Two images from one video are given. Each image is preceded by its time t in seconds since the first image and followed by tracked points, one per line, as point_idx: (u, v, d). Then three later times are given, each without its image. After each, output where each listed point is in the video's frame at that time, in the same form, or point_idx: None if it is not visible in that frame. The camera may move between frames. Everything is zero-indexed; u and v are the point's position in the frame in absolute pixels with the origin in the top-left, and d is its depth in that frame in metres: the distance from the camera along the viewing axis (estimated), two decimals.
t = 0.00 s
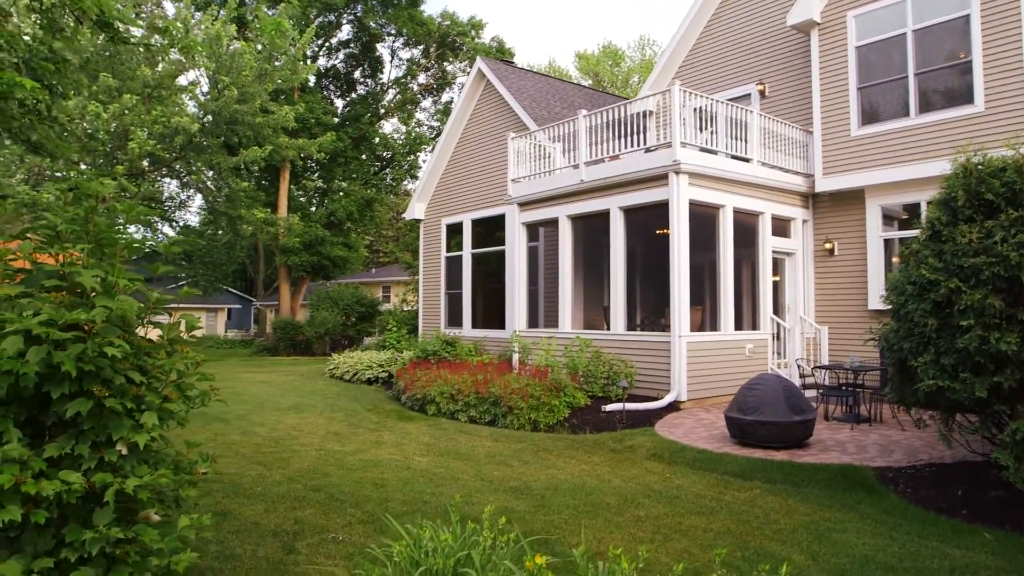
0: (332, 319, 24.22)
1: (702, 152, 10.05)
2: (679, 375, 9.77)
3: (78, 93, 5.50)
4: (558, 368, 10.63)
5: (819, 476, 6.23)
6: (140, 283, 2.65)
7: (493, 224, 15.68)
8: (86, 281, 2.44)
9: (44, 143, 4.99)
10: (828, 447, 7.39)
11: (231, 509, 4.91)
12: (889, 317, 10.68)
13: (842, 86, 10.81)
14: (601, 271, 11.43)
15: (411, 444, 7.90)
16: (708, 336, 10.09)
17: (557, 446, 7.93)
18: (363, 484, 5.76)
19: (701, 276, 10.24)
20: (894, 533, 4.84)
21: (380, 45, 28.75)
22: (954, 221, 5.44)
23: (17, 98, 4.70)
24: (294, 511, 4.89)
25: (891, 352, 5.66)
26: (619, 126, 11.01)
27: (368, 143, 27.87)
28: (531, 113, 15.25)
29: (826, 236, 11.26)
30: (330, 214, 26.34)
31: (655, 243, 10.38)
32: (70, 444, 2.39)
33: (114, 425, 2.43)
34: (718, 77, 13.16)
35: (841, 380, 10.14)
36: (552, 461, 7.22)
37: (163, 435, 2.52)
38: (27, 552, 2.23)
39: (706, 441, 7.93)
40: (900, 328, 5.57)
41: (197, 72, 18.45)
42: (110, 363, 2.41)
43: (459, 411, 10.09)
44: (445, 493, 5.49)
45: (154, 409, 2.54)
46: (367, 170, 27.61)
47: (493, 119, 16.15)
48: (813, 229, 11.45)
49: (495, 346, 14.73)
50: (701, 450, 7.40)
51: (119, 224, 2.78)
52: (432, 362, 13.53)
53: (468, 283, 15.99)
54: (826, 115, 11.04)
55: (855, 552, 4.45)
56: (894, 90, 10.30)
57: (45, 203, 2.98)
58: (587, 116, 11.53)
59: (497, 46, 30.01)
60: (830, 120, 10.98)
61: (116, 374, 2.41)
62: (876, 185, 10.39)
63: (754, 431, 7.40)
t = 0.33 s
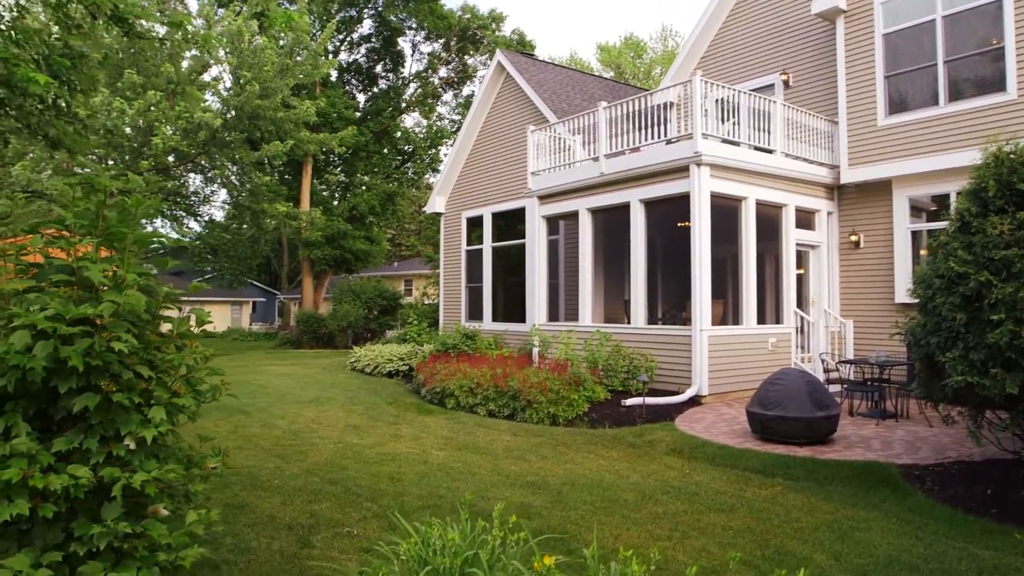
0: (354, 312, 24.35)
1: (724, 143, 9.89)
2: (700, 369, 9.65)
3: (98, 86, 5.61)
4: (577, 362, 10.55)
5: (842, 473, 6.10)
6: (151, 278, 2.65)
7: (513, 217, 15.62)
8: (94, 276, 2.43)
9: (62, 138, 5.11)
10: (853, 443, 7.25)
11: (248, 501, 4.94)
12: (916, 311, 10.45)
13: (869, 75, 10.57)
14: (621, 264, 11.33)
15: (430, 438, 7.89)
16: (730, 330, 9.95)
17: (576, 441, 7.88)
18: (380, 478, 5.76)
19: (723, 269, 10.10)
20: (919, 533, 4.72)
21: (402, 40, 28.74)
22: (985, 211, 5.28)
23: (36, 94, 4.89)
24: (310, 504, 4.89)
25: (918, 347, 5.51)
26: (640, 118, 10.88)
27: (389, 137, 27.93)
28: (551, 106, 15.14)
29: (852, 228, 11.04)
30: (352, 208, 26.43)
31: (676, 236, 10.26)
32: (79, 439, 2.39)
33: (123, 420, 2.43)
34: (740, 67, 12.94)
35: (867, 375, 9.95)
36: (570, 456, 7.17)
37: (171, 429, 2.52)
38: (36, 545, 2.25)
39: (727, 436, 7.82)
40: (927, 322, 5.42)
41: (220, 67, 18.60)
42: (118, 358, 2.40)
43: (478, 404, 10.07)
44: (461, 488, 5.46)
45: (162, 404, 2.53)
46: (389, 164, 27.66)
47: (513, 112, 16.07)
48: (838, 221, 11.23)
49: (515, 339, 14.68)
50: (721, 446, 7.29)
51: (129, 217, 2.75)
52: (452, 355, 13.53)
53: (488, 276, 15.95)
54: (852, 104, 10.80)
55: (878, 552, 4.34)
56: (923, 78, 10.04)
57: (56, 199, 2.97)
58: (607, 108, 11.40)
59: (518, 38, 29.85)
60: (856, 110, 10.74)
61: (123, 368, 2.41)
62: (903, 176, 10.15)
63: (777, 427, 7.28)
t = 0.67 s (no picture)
0: (377, 306, 24.46)
1: (746, 135, 9.72)
2: (722, 364, 9.53)
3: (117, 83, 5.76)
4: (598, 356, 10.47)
5: (867, 472, 5.97)
6: (160, 274, 2.63)
7: (533, 211, 15.55)
8: (100, 271, 2.41)
9: (80, 135, 5.20)
10: (878, 441, 7.09)
11: (264, 496, 4.95)
12: (945, 305, 10.20)
13: (896, 64, 10.32)
14: (642, 258, 11.22)
15: (449, 433, 7.88)
16: (752, 325, 9.80)
17: (595, 437, 7.81)
18: (397, 473, 5.75)
19: (745, 263, 9.95)
20: (947, 534, 4.58)
21: (423, 35, 28.77)
22: (1017, 203, 5.10)
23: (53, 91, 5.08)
24: (325, 499, 4.90)
25: (947, 343, 5.36)
26: (661, 110, 10.73)
27: (411, 132, 27.98)
28: (572, 99, 15.03)
29: (879, 221, 10.81)
30: (374, 203, 26.50)
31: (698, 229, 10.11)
32: (86, 435, 2.39)
33: (130, 416, 2.42)
34: (764, 58, 12.71)
35: (894, 371, 9.73)
36: (589, 452, 7.10)
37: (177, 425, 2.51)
38: (46, 540, 2.26)
39: (749, 433, 7.70)
40: (956, 317, 5.26)
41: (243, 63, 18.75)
42: (125, 355, 2.39)
43: (497, 399, 10.04)
44: (478, 484, 5.43)
45: (171, 400, 2.53)
46: (411, 159, 27.71)
47: (534, 105, 15.99)
48: (865, 213, 11.00)
49: (536, 334, 14.62)
50: (743, 442, 7.19)
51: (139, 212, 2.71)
52: (472, 350, 13.51)
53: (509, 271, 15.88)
54: (878, 94, 10.55)
55: (904, 554, 4.23)
56: (953, 66, 9.78)
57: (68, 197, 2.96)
58: (628, 100, 11.27)
59: (539, 32, 29.69)
60: (883, 100, 10.49)
61: (130, 365, 2.39)
62: (931, 167, 9.90)
63: (801, 424, 7.15)
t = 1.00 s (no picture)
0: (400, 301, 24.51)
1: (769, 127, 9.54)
2: (745, 361, 9.39)
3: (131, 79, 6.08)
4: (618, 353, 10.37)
5: (893, 472, 5.83)
6: (168, 270, 2.63)
7: (553, 206, 15.46)
8: (105, 267, 2.41)
9: (95, 130, 5.82)
10: (905, 440, 6.92)
11: (279, 491, 4.96)
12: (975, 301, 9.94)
13: (925, 54, 10.06)
14: (663, 253, 11.09)
15: (467, 429, 7.85)
16: (776, 321, 9.64)
17: (614, 434, 7.73)
18: (413, 469, 5.72)
19: (769, 257, 9.78)
20: (976, 537, 4.44)
21: (445, 30, 28.76)
22: None
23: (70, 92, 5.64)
24: (339, 495, 4.89)
25: (977, 340, 5.20)
26: (683, 103, 10.58)
27: (433, 128, 27.99)
28: (593, 92, 14.91)
29: (907, 215, 10.56)
30: (396, 198, 26.57)
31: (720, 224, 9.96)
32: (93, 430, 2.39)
33: (135, 412, 2.41)
34: (788, 49, 12.49)
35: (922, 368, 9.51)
36: (608, 449, 7.03)
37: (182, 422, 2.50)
38: (52, 535, 2.28)
39: (772, 431, 7.57)
40: (986, 314, 5.10)
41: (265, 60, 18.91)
42: (130, 351, 2.39)
43: (516, 395, 9.99)
44: (494, 481, 5.39)
45: (176, 396, 2.52)
46: (433, 155, 27.73)
47: (554, 99, 15.89)
48: (893, 207, 10.75)
49: (556, 329, 14.54)
50: (765, 440, 7.07)
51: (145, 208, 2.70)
52: (492, 345, 13.48)
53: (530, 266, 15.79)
54: (907, 85, 10.30)
55: (930, 557, 4.11)
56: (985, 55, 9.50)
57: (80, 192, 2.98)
58: (648, 93, 11.13)
59: (562, 26, 29.49)
60: (912, 90, 10.23)
61: (135, 361, 2.39)
62: (961, 159, 9.64)
63: (824, 422, 7.01)
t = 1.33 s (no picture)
0: (423, 297, 24.60)
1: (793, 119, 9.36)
2: (768, 358, 9.25)
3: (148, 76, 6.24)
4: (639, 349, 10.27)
5: (919, 472, 5.69)
6: (175, 265, 2.63)
7: (574, 201, 15.37)
8: (110, 262, 2.41)
9: (109, 127, 6.13)
10: (933, 439, 6.76)
11: (297, 488, 4.99)
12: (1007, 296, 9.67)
13: (956, 42, 9.79)
14: (685, 248, 10.96)
15: (486, 426, 7.83)
16: (800, 317, 9.48)
17: (634, 432, 7.66)
18: (430, 466, 5.72)
19: (793, 252, 9.61)
20: (1005, 542, 4.31)
21: (466, 26, 28.71)
22: None
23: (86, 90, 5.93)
24: (355, 492, 4.90)
25: (1009, 337, 5.04)
26: (704, 95, 10.43)
27: (456, 123, 27.98)
28: (614, 86, 14.79)
29: (936, 209, 10.30)
30: (419, 195, 26.63)
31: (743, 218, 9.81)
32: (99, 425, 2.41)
33: (138, 408, 2.42)
34: (814, 39, 12.25)
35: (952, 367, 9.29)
36: (627, 446, 6.96)
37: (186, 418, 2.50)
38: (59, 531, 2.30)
39: (795, 429, 7.44)
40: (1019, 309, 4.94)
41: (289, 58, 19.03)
42: (133, 347, 2.39)
43: (536, 392, 9.94)
44: (510, 479, 5.36)
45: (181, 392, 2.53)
46: (455, 150, 27.74)
47: (576, 94, 15.79)
48: (922, 200, 10.50)
49: (578, 326, 14.47)
50: (788, 439, 6.95)
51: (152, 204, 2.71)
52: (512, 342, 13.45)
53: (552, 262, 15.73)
54: (936, 75, 10.04)
55: (956, 562, 3.99)
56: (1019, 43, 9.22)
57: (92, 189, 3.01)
58: (670, 86, 11.00)
59: (584, 19, 29.25)
60: (942, 81, 9.97)
61: (139, 357, 2.40)
62: (994, 151, 9.38)
63: (848, 421, 6.87)
